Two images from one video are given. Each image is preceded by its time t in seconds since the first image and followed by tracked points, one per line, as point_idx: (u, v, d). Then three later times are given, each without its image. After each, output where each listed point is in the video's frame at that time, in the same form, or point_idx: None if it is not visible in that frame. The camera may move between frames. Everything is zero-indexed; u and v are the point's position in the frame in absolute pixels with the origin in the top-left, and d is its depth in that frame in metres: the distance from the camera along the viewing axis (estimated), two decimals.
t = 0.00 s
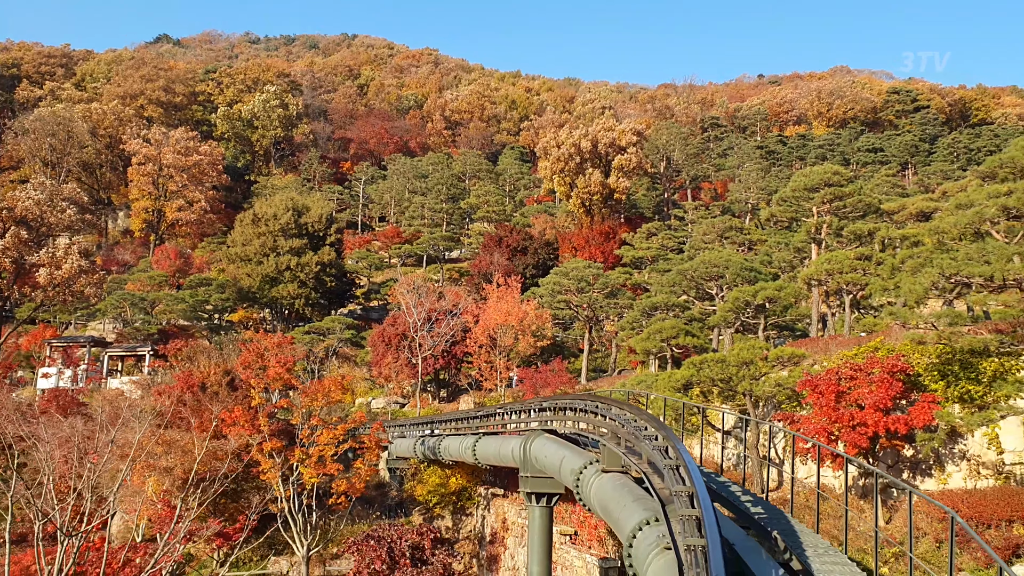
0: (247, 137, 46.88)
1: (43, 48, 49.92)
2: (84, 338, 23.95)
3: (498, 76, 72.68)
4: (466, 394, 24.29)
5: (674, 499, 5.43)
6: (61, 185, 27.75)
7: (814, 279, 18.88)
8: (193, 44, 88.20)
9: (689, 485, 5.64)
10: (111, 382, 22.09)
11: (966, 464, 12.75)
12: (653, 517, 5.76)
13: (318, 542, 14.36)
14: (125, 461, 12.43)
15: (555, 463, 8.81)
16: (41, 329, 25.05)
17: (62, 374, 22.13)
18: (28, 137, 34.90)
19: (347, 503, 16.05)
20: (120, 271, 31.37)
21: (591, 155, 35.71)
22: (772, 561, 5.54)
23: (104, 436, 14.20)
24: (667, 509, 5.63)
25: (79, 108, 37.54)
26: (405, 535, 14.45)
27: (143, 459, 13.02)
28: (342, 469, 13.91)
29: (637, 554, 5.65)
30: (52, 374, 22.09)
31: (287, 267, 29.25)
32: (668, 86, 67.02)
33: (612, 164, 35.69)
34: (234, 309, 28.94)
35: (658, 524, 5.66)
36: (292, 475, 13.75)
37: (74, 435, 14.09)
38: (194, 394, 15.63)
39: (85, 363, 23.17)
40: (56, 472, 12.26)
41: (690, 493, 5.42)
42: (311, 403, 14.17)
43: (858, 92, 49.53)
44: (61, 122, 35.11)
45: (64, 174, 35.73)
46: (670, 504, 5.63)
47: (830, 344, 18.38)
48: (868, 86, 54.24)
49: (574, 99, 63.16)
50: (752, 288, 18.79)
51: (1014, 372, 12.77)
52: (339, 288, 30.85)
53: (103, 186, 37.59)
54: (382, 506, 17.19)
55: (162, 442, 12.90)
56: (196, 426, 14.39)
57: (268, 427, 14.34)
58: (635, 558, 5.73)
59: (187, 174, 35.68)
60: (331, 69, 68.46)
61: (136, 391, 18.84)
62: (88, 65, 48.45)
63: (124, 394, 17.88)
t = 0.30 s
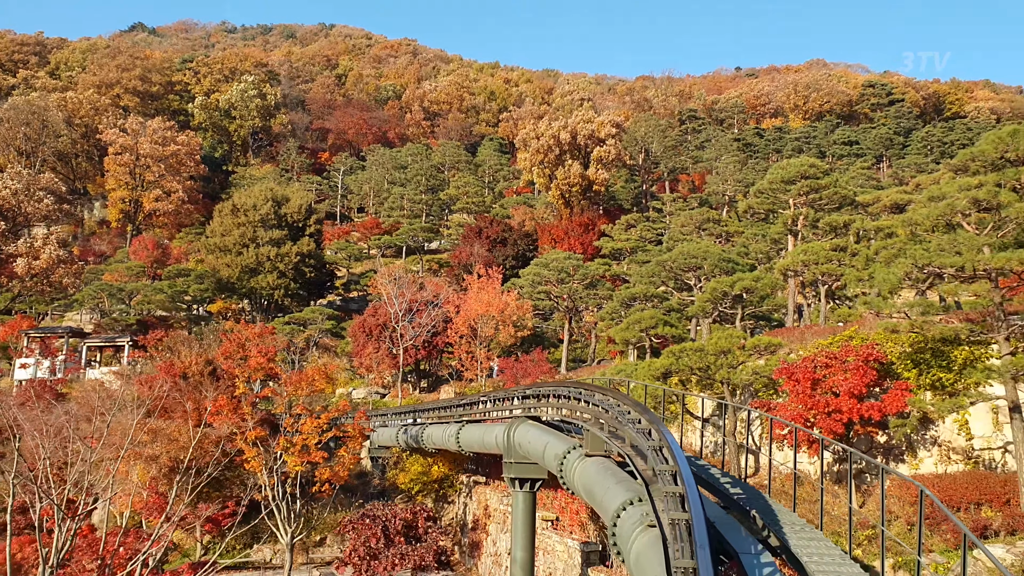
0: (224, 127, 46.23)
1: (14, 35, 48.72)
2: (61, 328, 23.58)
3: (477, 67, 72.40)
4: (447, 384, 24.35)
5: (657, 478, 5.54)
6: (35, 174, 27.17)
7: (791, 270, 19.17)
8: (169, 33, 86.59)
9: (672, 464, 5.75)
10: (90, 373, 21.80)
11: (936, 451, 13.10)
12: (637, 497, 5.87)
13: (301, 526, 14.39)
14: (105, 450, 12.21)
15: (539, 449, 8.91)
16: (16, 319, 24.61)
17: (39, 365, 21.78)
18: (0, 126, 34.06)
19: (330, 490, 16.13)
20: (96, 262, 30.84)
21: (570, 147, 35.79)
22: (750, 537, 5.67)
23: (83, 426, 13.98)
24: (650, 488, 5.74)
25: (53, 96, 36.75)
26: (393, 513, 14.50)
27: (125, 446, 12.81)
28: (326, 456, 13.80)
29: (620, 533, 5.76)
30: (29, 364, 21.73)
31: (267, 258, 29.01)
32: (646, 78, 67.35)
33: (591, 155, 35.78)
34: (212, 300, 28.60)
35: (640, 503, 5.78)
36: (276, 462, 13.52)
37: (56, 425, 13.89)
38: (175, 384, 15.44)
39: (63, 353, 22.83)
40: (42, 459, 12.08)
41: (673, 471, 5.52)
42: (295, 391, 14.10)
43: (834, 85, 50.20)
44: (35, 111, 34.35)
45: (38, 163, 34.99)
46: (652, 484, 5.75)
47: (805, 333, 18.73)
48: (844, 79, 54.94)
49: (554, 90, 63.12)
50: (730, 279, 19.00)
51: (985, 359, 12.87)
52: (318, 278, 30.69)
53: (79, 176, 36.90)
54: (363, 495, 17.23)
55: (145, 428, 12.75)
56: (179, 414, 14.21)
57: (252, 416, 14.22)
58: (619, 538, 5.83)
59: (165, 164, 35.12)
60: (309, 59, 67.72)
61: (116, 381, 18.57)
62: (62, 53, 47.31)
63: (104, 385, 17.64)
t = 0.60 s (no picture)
0: (198, 116, 45.44)
1: None
2: (35, 320, 23.21)
3: (452, 57, 71.93)
4: (425, 374, 24.40)
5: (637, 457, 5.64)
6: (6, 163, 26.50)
7: (765, 259, 19.48)
8: (141, 22, 84.52)
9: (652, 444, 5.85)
10: (67, 364, 21.50)
11: (904, 435, 13.48)
12: (618, 477, 5.99)
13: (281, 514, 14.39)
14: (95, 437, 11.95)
15: (520, 434, 9.01)
16: None
17: (13, 356, 21.41)
18: None
19: (310, 478, 16.13)
20: (68, 253, 30.23)
21: (546, 138, 35.83)
22: (726, 513, 5.80)
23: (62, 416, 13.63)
24: (630, 468, 5.88)
25: (22, 85, 35.85)
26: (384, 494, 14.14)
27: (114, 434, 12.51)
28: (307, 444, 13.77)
29: (602, 512, 5.89)
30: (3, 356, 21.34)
31: (242, 249, 28.70)
32: (621, 69, 67.61)
33: (567, 147, 35.90)
34: (187, 291, 28.21)
35: (621, 483, 5.91)
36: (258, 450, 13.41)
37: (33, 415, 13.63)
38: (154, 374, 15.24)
39: (38, 345, 22.48)
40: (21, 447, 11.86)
41: (654, 450, 5.63)
42: (275, 380, 14.00)
43: (806, 77, 50.87)
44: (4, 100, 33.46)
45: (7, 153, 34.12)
46: (633, 464, 5.88)
47: (778, 322, 19.10)
48: (816, 71, 55.76)
49: (529, 81, 63.06)
50: (704, 269, 19.22)
51: (951, 345, 13.20)
52: (295, 269, 30.50)
53: (51, 166, 36.08)
54: (343, 483, 17.25)
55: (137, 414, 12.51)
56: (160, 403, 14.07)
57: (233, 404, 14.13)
58: (600, 517, 5.95)
59: (138, 154, 34.48)
60: (283, 48, 66.79)
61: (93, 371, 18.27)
62: (30, 40, 46.10)
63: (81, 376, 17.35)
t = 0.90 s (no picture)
0: (159, 107, 44.34)
1: None
2: None
3: (416, 49, 71.33)
4: (392, 366, 24.40)
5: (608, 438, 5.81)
6: None
7: (727, 251, 19.92)
8: (98, 10, 81.89)
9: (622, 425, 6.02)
10: (27, 358, 20.87)
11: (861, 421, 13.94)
12: (588, 460, 6.18)
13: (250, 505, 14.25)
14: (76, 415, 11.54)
15: (491, 422, 9.14)
16: None
17: None
18: None
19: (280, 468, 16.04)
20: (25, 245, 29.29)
21: (512, 131, 35.86)
22: (692, 492, 6.01)
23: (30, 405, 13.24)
24: (601, 450, 6.05)
25: None
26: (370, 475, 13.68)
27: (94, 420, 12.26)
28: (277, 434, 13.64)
29: (574, 493, 6.06)
30: None
31: (207, 241, 28.24)
32: (585, 63, 67.95)
33: (533, 139, 36.01)
34: (150, 284, 27.61)
35: (592, 464, 6.08)
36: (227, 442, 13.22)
37: None
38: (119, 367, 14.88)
39: None
40: None
41: (624, 431, 5.80)
42: (244, 371, 13.83)
43: (767, 72, 51.86)
44: None
45: None
46: (603, 447, 6.05)
47: (740, 312, 19.57)
48: (777, 66, 56.89)
49: (493, 73, 62.92)
50: (668, 260, 19.52)
51: (907, 334, 13.67)
52: (259, 261, 30.20)
53: (6, 156, 34.88)
54: (312, 474, 17.19)
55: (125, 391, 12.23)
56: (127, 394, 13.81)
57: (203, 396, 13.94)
58: (572, 498, 6.14)
59: (99, 145, 33.57)
60: (245, 38, 65.52)
61: (56, 364, 17.82)
62: None
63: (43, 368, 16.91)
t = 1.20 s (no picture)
0: (127, 100, 43.39)
1: None
2: None
3: (386, 43, 70.78)
4: (365, 360, 24.34)
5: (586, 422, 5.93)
6: None
7: (697, 246, 20.27)
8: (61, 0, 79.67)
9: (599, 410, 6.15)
10: None
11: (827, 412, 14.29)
12: (567, 446, 6.31)
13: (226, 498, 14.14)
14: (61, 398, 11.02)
15: (469, 413, 9.23)
16: None
17: None
18: None
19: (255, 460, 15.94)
20: None
21: (484, 126, 35.84)
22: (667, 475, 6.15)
23: (9, 396, 12.93)
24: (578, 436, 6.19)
25: None
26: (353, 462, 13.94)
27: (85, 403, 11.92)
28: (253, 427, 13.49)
29: (553, 478, 6.18)
30: None
31: (177, 235, 27.84)
32: (557, 59, 68.21)
33: (505, 135, 36.06)
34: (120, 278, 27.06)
35: (570, 451, 6.23)
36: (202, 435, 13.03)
37: None
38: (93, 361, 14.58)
39: None
40: None
41: (602, 416, 5.93)
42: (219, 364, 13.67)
43: (736, 69, 52.68)
44: None
45: None
46: (580, 432, 6.19)
47: (710, 305, 19.95)
48: (745, 63, 57.71)
49: (465, 68, 62.73)
50: (639, 255, 19.79)
51: (871, 326, 14.09)
52: (230, 255, 29.99)
53: None
54: (286, 467, 17.17)
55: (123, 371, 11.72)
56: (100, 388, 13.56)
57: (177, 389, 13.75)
58: (550, 483, 6.27)
59: (65, 138, 32.77)
60: (214, 31, 64.45)
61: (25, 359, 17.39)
62: None
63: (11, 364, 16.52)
